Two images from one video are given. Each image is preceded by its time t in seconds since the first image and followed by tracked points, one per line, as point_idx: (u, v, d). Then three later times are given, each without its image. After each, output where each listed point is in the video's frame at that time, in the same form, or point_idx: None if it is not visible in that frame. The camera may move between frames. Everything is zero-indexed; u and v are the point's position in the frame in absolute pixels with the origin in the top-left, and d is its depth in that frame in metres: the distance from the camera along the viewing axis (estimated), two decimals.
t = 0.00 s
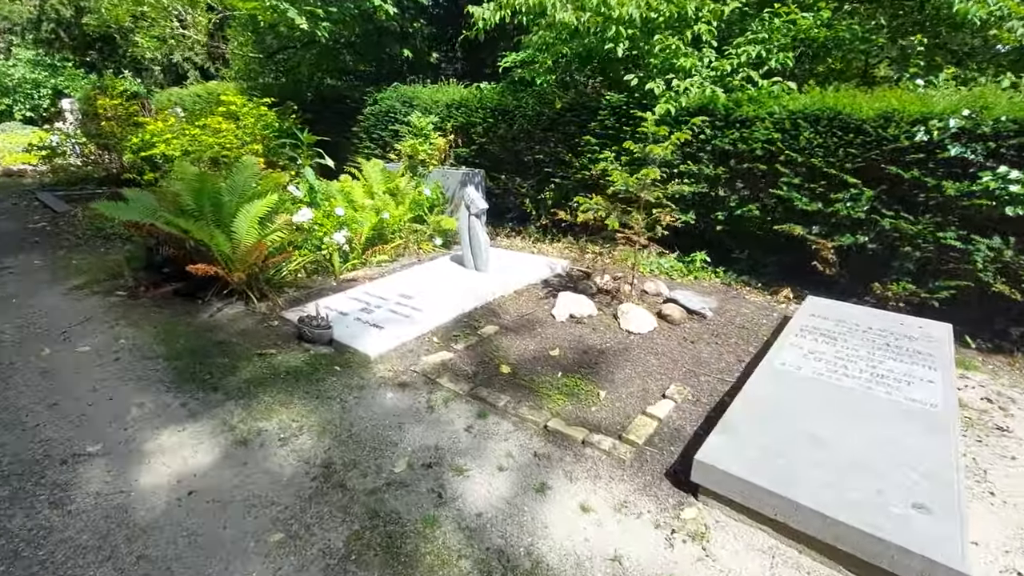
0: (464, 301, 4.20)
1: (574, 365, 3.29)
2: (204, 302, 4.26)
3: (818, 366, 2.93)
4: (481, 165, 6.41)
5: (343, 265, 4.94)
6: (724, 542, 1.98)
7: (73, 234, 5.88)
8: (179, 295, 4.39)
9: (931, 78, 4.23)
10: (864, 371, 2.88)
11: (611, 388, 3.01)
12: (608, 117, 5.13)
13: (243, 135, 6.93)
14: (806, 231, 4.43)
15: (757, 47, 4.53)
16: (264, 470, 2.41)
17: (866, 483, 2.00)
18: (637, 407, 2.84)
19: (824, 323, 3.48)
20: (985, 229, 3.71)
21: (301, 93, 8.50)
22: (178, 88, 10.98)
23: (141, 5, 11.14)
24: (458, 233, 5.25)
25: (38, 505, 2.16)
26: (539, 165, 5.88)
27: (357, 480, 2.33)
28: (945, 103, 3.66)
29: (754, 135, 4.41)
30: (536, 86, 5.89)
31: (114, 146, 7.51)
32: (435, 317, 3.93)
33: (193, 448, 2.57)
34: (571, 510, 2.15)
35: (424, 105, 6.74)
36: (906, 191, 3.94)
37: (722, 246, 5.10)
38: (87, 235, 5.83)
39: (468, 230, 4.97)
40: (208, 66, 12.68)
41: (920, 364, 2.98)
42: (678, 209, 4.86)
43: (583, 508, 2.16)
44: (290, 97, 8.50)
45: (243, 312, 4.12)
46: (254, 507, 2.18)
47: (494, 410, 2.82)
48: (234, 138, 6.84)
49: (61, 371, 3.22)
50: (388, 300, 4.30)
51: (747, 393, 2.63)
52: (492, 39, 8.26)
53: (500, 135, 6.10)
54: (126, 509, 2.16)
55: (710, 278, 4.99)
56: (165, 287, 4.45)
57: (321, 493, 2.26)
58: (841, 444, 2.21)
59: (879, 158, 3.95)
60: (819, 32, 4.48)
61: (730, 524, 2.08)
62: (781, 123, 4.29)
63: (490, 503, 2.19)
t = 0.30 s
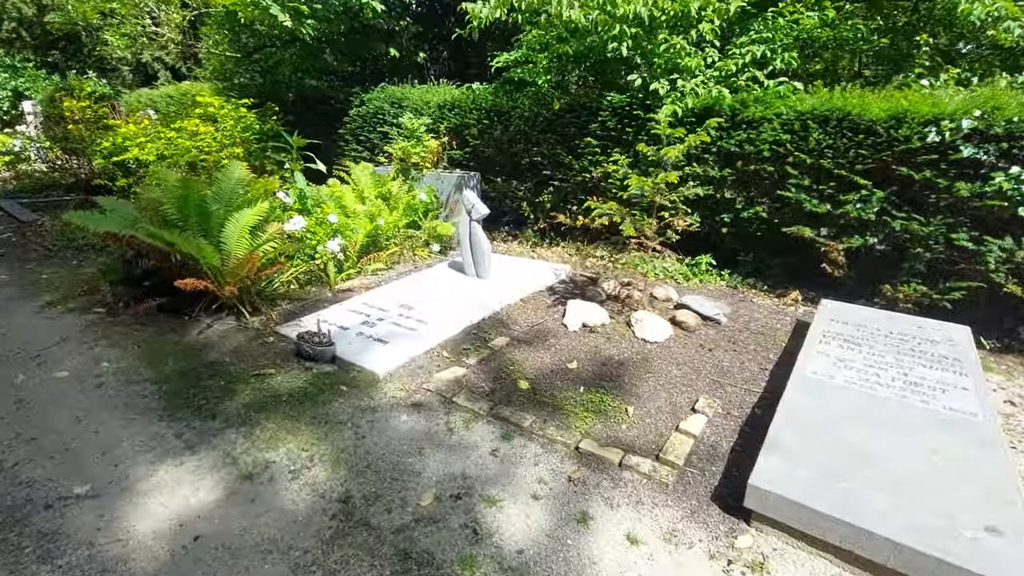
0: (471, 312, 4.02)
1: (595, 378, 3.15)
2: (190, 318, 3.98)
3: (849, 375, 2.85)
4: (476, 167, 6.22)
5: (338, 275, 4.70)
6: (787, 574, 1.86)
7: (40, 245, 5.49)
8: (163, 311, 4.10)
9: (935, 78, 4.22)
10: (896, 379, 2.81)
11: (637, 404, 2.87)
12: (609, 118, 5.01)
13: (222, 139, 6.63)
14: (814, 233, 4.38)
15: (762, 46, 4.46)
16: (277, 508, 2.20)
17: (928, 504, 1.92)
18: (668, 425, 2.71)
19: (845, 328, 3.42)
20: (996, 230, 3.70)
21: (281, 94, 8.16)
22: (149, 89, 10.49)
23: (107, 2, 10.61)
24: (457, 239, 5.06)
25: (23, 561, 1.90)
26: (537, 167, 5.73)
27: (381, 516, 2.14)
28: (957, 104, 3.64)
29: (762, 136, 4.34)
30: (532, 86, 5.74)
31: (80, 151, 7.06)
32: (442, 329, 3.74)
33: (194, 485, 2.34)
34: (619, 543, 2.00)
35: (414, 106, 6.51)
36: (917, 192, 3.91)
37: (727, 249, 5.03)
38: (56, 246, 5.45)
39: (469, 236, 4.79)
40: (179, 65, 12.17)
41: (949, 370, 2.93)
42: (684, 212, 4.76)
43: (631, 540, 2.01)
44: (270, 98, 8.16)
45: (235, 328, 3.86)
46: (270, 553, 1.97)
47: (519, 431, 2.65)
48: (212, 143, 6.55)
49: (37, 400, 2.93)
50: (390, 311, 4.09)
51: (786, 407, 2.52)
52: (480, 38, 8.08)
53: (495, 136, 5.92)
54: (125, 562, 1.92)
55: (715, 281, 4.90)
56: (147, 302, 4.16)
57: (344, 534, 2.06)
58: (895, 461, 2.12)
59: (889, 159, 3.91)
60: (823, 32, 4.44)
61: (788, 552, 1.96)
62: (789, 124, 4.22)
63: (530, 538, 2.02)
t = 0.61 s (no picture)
0: (483, 321, 3.91)
1: (619, 390, 3.06)
2: (189, 333, 3.80)
3: (880, 384, 2.81)
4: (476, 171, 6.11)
5: (341, 284, 4.55)
6: None
7: (22, 255, 5.23)
8: (159, 325, 3.92)
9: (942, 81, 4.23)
10: (926, 387, 2.77)
11: (667, 417, 2.79)
12: (615, 120, 4.93)
13: (211, 143, 6.42)
14: (825, 237, 4.35)
15: (770, 48, 4.42)
16: (302, 541, 2.06)
17: (985, 521, 1.87)
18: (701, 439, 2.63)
19: (866, 333, 3.39)
20: (1009, 232, 3.71)
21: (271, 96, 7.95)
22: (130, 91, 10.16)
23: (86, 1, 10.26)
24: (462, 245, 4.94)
25: None
26: (540, 170, 5.63)
27: (415, 548, 2.02)
28: (969, 107, 3.63)
29: (772, 139, 4.31)
30: (534, 88, 5.64)
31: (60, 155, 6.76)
32: (455, 341, 3.63)
33: (209, 517, 2.19)
34: (671, 571, 1.91)
35: (411, 108, 6.37)
36: (929, 195, 3.91)
37: (734, 252, 5.00)
38: (39, 257, 5.20)
39: (475, 243, 4.67)
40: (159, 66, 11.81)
41: (977, 375, 2.90)
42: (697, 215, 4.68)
43: (682, 567, 1.92)
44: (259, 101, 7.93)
45: (237, 343, 3.69)
46: None
47: (549, 449, 2.55)
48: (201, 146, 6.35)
49: (31, 427, 2.74)
50: (399, 322, 3.97)
51: (823, 420, 2.47)
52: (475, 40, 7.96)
53: (496, 140, 5.81)
54: None
55: (724, 285, 4.86)
56: (141, 317, 3.96)
57: (377, 569, 1.93)
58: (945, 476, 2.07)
59: (902, 162, 3.90)
60: (830, 34, 4.43)
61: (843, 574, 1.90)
62: (800, 127, 4.19)
63: (576, 568, 1.92)
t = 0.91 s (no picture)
0: (490, 328, 3.77)
1: (639, 398, 2.96)
2: (179, 344, 3.59)
3: (906, 388, 2.75)
4: (472, 171, 5.96)
5: (337, 290, 4.36)
6: None
7: None
8: (146, 337, 3.70)
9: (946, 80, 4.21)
10: (953, 389, 2.72)
11: (692, 426, 2.68)
12: (617, 119, 4.83)
13: (193, 143, 6.19)
14: (832, 236, 4.31)
15: (775, 47, 4.37)
16: (317, 573, 1.89)
17: None
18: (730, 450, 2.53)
19: (883, 334, 3.34)
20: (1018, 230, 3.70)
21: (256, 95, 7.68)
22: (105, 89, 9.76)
23: None
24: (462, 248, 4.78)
25: None
26: (539, 170, 5.50)
27: None
28: (978, 105, 3.61)
29: (778, 138, 4.25)
30: (532, 86, 5.51)
31: (32, 157, 6.41)
32: (464, 348, 3.48)
33: (214, 548, 2.00)
34: None
35: (405, 108, 6.19)
36: (937, 194, 3.88)
37: (738, 252, 4.94)
38: (11, 265, 4.90)
39: (477, 245, 4.52)
40: (135, 64, 11.37)
41: (1000, 376, 2.86)
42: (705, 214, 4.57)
43: None
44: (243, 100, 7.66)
45: (231, 355, 3.49)
46: None
47: (573, 464, 2.43)
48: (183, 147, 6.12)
49: (10, 452, 2.51)
50: (402, 330, 3.80)
51: (857, 428, 2.40)
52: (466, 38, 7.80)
53: (493, 139, 5.67)
54: None
55: (728, 285, 4.80)
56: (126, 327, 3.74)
57: None
58: (992, 486, 2.00)
59: (910, 160, 3.86)
60: (833, 32, 4.39)
61: None
62: (808, 125, 4.13)
63: None
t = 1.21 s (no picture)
0: (497, 334, 3.58)
1: (662, 407, 2.79)
2: (164, 357, 3.33)
3: (943, 391, 2.63)
4: (468, 170, 5.74)
5: (333, 295, 4.13)
6: None
7: None
8: (128, 349, 3.44)
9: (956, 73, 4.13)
10: (992, 391, 2.61)
11: (723, 437, 2.53)
12: (621, 115, 4.67)
13: (173, 143, 5.90)
14: (844, 233, 4.20)
15: (783, 39, 4.24)
16: None
17: None
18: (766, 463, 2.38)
19: (908, 334, 3.24)
20: None
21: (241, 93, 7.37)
22: (78, 87, 9.35)
23: None
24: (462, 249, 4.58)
25: None
26: (539, 168, 5.31)
27: None
28: (996, 98, 3.52)
29: (789, 133, 4.12)
30: (531, 81, 5.32)
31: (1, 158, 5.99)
32: (472, 356, 3.28)
33: None
34: None
35: (397, 104, 5.94)
36: (953, 189, 3.79)
37: (745, 251, 4.81)
38: None
39: (479, 246, 4.31)
40: (109, 61, 10.87)
41: None
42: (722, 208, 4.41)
43: None
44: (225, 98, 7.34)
45: (220, 368, 3.25)
46: None
47: (603, 482, 2.25)
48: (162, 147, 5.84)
49: None
50: (404, 337, 3.58)
51: (902, 436, 2.27)
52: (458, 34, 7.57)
53: (491, 136, 5.46)
54: None
55: (737, 285, 4.67)
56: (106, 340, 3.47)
57: None
58: None
59: (926, 154, 3.76)
60: (841, 23, 4.30)
61: None
62: (819, 119, 4.02)
63: None
